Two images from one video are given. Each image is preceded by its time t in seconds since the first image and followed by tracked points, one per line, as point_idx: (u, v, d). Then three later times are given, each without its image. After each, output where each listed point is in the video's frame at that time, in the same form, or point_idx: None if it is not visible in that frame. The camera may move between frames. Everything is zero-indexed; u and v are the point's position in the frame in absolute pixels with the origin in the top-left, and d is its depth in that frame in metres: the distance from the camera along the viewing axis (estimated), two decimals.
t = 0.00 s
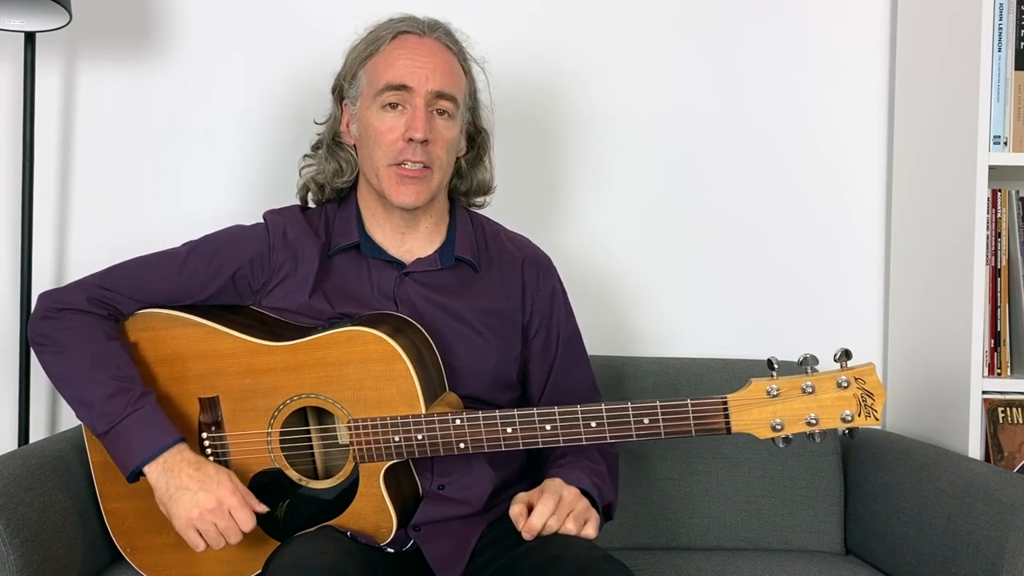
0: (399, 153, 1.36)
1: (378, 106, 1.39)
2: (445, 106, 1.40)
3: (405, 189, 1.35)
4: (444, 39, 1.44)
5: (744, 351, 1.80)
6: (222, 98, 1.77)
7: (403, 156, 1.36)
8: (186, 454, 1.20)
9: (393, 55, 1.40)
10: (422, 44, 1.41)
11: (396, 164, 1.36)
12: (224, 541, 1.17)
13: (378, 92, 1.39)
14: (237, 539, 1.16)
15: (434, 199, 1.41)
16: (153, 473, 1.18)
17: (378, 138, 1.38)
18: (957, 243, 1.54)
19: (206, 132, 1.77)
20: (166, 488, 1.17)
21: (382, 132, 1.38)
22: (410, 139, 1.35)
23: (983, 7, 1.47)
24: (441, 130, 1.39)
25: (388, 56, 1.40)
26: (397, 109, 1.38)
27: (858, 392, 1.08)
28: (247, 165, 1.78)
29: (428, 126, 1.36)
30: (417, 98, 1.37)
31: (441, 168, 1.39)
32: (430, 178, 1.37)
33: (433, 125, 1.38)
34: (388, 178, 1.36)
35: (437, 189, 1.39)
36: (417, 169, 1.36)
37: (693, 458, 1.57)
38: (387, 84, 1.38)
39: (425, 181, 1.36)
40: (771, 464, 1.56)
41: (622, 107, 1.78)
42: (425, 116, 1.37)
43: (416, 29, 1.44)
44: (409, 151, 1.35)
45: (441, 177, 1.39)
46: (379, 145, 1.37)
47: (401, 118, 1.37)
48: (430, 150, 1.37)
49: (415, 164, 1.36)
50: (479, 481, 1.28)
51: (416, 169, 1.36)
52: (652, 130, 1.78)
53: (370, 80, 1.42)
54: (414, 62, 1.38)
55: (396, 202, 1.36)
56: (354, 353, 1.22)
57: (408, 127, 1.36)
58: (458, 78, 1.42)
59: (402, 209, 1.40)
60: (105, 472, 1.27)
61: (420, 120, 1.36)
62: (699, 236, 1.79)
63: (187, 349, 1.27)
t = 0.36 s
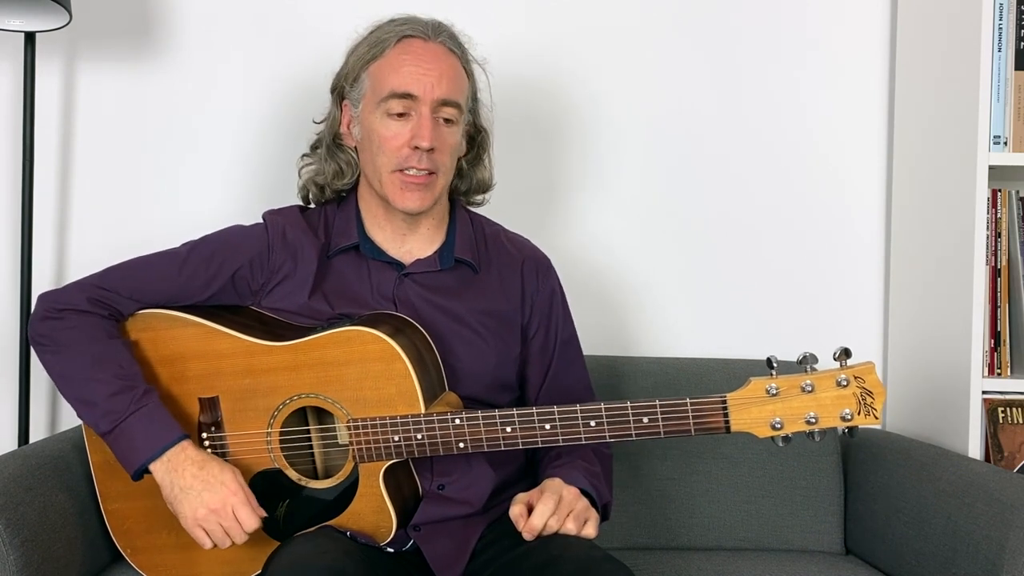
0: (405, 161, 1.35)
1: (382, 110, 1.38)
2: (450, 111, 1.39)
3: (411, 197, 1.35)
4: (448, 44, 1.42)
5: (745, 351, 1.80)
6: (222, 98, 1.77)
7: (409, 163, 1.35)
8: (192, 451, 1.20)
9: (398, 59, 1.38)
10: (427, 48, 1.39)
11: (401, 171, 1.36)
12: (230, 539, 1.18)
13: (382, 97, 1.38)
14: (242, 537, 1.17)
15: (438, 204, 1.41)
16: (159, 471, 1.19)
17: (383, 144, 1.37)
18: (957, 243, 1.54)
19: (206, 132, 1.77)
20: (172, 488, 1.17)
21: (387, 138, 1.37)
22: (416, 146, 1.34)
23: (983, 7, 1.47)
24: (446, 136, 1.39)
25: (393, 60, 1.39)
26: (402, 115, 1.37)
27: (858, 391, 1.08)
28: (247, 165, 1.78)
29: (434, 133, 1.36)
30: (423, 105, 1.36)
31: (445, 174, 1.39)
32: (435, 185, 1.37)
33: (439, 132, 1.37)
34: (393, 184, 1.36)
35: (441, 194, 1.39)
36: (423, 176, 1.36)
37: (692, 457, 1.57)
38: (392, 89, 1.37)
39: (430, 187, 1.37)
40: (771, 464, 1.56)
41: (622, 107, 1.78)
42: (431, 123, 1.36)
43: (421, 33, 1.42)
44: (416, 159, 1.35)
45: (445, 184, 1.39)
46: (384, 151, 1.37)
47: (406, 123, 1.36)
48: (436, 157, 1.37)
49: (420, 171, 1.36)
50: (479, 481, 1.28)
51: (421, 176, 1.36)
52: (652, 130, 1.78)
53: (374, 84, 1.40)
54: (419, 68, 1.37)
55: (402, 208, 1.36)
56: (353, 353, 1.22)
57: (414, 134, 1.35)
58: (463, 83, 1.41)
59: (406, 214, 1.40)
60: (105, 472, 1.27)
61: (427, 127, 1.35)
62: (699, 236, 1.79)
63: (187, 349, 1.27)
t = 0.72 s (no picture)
0: (430, 174, 1.34)
1: (407, 119, 1.35)
2: (472, 123, 1.38)
3: (434, 209, 1.36)
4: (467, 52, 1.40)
5: (744, 351, 1.80)
6: (222, 98, 1.77)
7: (434, 176, 1.34)
8: (194, 452, 1.20)
9: (422, 69, 1.35)
10: (451, 58, 1.36)
11: (425, 182, 1.35)
12: (229, 542, 1.18)
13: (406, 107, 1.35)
14: (242, 540, 1.18)
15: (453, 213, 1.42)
16: (160, 471, 1.19)
17: (407, 154, 1.35)
18: (957, 243, 1.54)
19: (206, 132, 1.77)
20: (172, 488, 1.18)
21: (411, 149, 1.35)
22: (444, 161, 1.33)
23: (983, 7, 1.47)
24: (468, 148, 1.38)
25: (416, 68, 1.35)
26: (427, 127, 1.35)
27: (858, 391, 1.08)
28: (248, 164, 1.78)
29: (460, 147, 1.35)
30: (449, 118, 1.34)
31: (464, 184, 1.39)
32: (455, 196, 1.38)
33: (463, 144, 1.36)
34: (416, 195, 1.35)
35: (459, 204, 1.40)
36: (446, 189, 1.36)
37: (693, 457, 1.57)
38: (418, 100, 1.34)
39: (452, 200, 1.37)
40: (771, 464, 1.56)
41: (622, 107, 1.78)
42: (457, 136, 1.35)
43: (442, 40, 1.39)
44: (441, 173, 1.34)
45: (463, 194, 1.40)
46: (408, 161, 1.35)
47: (432, 136, 1.35)
48: (460, 170, 1.36)
49: (444, 184, 1.36)
50: (479, 481, 1.28)
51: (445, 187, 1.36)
52: (652, 130, 1.78)
53: (396, 90, 1.37)
54: (445, 77, 1.34)
55: (424, 221, 1.36)
56: (353, 353, 1.22)
57: (441, 146, 1.34)
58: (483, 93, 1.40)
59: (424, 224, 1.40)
60: (105, 472, 1.27)
61: (454, 140, 1.34)
62: (698, 236, 1.79)
63: (187, 350, 1.27)
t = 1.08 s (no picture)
0: (434, 175, 1.34)
1: (410, 120, 1.35)
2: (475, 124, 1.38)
3: (438, 210, 1.35)
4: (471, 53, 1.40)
5: (744, 351, 1.80)
6: (222, 98, 1.77)
7: (438, 177, 1.34)
8: (196, 451, 1.20)
9: (427, 70, 1.35)
10: (456, 59, 1.36)
11: (429, 183, 1.35)
12: (231, 542, 1.18)
13: (410, 108, 1.35)
14: (244, 540, 1.18)
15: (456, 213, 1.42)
16: (161, 470, 1.19)
17: (411, 154, 1.35)
18: (957, 243, 1.54)
19: (206, 132, 1.77)
20: (173, 489, 1.18)
21: (415, 150, 1.35)
22: (448, 161, 1.33)
23: (983, 7, 1.47)
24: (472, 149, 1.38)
25: (421, 70, 1.35)
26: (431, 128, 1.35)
27: (858, 391, 1.08)
28: (247, 164, 1.78)
29: (464, 148, 1.35)
30: (453, 119, 1.34)
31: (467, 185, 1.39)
32: (459, 197, 1.38)
33: (467, 145, 1.36)
34: (420, 195, 1.35)
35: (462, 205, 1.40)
36: (449, 190, 1.36)
37: (693, 458, 1.57)
38: (422, 101, 1.34)
39: (455, 201, 1.37)
40: (771, 464, 1.56)
41: (622, 108, 1.78)
42: (461, 137, 1.35)
43: (446, 41, 1.39)
44: (445, 174, 1.34)
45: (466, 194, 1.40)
46: (412, 162, 1.35)
47: (436, 136, 1.35)
48: (463, 171, 1.36)
49: (447, 185, 1.36)
50: (479, 481, 1.28)
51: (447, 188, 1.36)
52: (652, 130, 1.78)
53: (400, 91, 1.37)
54: (451, 78, 1.34)
55: (428, 221, 1.36)
56: (354, 353, 1.22)
57: (444, 147, 1.34)
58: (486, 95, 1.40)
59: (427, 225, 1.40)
60: (106, 472, 1.27)
61: (457, 141, 1.34)
62: (698, 236, 1.79)
63: (188, 350, 1.27)
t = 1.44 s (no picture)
0: (421, 169, 1.34)
1: (399, 115, 1.35)
2: (464, 118, 1.37)
3: (426, 204, 1.35)
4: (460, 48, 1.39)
5: (744, 352, 1.80)
6: (222, 98, 1.77)
7: (425, 171, 1.34)
8: (199, 442, 1.20)
9: (415, 65, 1.35)
10: (444, 54, 1.36)
11: (416, 177, 1.35)
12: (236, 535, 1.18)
13: (398, 102, 1.35)
14: (249, 532, 1.17)
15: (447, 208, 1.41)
16: (165, 463, 1.18)
17: (399, 148, 1.36)
18: (957, 243, 1.54)
19: (206, 132, 1.77)
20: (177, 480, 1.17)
21: (403, 144, 1.35)
22: (434, 155, 1.33)
23: (983, 7, 1.47)
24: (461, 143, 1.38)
25: (409, 65, 1.35)
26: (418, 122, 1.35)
27: (858, 391, 1.08)
28: (247, 164, 1.78)
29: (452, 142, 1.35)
30: (439, 113, 1.34)
31: (457, 179, 1.39)
32: (448, 191, 1.37)
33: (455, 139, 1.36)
34: (407, 189, 1.35)
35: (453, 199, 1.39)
36: (438, 184, 1.36)
37: (692, 458, 1.57)
38: (409, 95, 1.34)
39: (444, 195, 1.37)
40: (771, 464, 1.56)
41: (622, 108, 1.78)
42: (448, 131, 1.34)
43: (434, 37, 1.38)
44: (432, 168, 1.34)
45: (456, 189, 1.39)
46: (400, 157, 1.35)
47: (424, 131, 1.35)
48: (451, 165, 1.36)
49: (436, 179, 1.35)
50: (479, 480, 1.28)
51: (435, 182, 1.36)
52: (651, 130, 1.78)
53: (389, 87, 1.37)
54: (438, 73, 1.34)
55: (416, 215, 1.36)
56: (352, 353, 1.22)
57: (432, 141, 1.34)
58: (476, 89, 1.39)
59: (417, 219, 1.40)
60: (107, 472, 1.27)
61: (444, 135, 1.34)
62: (698, 236, 1.79)
63: (187, 351, 1.27)
